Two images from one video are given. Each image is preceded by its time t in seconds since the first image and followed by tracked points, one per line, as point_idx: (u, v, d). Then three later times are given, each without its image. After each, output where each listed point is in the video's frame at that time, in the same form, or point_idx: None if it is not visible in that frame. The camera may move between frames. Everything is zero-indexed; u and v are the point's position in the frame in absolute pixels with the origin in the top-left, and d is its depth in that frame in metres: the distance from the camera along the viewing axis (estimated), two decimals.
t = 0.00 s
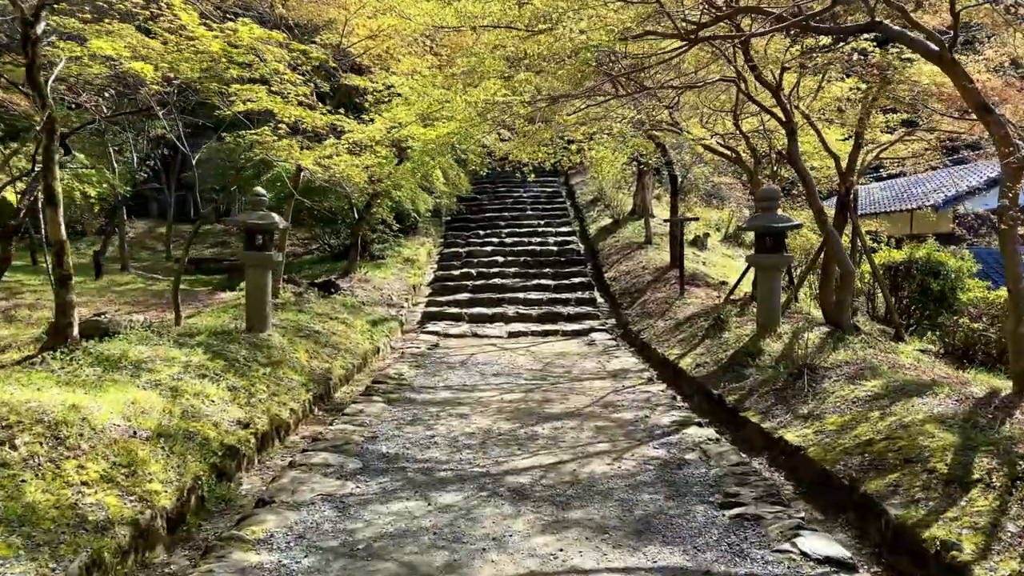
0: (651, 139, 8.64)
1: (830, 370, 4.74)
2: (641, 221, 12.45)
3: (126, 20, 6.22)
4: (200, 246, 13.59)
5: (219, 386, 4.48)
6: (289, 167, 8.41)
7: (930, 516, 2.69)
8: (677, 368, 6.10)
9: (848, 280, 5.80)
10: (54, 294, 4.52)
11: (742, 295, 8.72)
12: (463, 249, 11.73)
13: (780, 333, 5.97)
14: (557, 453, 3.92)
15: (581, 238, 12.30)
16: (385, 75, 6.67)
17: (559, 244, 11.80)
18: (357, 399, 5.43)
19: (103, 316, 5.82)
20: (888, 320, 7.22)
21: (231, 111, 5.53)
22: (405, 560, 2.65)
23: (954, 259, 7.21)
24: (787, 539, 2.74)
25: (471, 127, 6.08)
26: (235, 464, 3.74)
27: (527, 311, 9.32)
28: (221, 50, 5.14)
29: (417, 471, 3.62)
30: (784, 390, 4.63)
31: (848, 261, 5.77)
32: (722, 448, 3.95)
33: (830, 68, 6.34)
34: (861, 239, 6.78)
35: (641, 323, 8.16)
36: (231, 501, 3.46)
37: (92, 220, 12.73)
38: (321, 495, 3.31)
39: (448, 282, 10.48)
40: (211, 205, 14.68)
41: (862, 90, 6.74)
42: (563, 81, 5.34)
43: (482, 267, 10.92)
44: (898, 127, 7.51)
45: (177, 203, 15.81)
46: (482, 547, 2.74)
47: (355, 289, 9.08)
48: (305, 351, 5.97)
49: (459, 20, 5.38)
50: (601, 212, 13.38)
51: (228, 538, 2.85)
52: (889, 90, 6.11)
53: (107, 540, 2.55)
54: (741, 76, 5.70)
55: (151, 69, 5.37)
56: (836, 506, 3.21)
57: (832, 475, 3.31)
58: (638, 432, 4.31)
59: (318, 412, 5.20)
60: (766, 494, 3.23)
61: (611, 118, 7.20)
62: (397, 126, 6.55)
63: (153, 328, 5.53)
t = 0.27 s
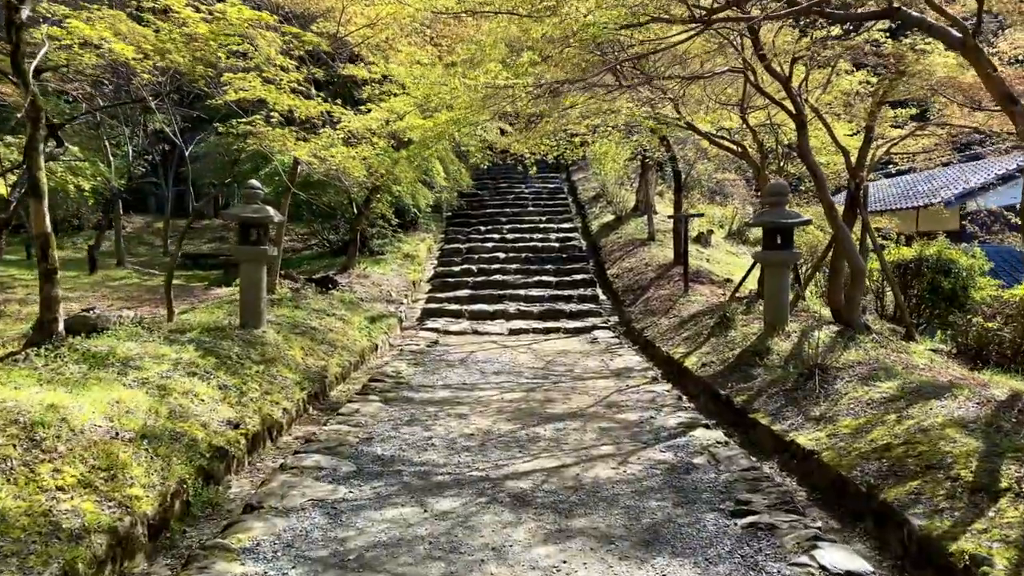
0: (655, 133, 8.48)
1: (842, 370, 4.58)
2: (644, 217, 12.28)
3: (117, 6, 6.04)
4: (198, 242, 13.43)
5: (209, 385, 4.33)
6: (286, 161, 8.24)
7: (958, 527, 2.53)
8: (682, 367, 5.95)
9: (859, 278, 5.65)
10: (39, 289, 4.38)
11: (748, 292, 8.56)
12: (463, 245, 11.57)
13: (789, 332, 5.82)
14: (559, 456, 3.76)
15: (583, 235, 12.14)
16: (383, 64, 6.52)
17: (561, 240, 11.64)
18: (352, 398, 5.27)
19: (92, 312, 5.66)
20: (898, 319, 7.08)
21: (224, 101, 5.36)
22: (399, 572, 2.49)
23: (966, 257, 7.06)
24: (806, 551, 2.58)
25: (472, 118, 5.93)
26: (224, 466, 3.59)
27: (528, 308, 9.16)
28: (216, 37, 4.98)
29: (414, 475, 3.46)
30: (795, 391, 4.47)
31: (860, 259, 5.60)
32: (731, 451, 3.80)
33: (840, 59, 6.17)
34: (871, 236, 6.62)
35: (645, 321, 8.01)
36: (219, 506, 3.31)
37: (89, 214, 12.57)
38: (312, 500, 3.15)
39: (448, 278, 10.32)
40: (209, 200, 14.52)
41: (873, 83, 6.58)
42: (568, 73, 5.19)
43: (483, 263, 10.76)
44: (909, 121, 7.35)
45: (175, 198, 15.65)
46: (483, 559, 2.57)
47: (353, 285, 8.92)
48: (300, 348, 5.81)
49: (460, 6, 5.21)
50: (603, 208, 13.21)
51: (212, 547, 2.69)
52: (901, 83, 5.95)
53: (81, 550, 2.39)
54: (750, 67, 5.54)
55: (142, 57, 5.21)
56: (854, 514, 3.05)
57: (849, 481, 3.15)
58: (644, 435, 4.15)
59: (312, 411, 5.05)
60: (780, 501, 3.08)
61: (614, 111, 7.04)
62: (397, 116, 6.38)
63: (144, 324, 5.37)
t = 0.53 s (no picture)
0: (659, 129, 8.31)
1: (856, 374, 4.41)
2: (647, 215, 12.12)
3: None
4: (194, 238, 13.26)
5: (198, 387, 4.16)
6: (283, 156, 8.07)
7: (990, 546, 2.37)
8: (688, 369, 5.79)
9: (871, 278, 5.49)
10: (22, 287, 4.22)
11: (753, 292, 8.39)
12: (464, 243, 11.40)
13: (798, 333, 5.66)
14: (563, 464, 3.60)
15: (585, 232, 11.97)
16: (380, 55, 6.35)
17: (563, 238, 11.48)
18: (348, 400, 5.11)
19: (80, 311, 5.50)
20: (907, 320, 6.93)
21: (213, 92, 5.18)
22: None
23: (978, 257, 6.90)
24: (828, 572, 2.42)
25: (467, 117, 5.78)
26: (211, 474, 3.43)
27: (530, 307, 9.00)
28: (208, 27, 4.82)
29: (410, 485, 3.30)
30: (806, 396, 4.31)
31: (871, 259, 5.44)
32: (743, 459, 3.63)
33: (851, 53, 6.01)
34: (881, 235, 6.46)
35: (649, 320, 7.84)
36: (205, 516, 3.15)
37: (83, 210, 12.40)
38: (303, 512, 2.99)
39: (448, 276, 10.16)
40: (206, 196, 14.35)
41: (885, 77, 6.41)
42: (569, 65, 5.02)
43: (483, 261, 10.60)
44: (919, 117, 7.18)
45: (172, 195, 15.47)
46: None
47: (351, 283, 8.76)
48: (295, 348, 5.65)
49: None
50: (605, 205, 13.04)
51: (195, 564, 2.53)
52: (914, 77, 5.79)
53: (52, 569, 2.23)
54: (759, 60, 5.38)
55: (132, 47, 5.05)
56: (874, 528, 2.89)
57: (868, 494, 2.99)
58: (650, 441, 3.99)
59: (306, 414, 4.88)
60: (797, 515, 2.92)
61: (618, 105, 6.86)
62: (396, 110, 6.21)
63: (134, 323, 5.20)
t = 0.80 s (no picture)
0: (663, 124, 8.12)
1: (869, 378, 4.23)
2: (649, 213, 11.93)
3: None
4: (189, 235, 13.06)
5: (181, 390, 3.97)
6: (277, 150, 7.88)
7: None
8: (692, 371, 5.61)
9: (882, 278, 5.31)
10: None
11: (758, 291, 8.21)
12: (462, 240, 11.21)
13: (807, 335, 5.48)
14: (564, 473, 3.41)
15: (586, 230, 11.78)
16: (374, 46, 6.17)
17: (563, 236, 11.29)
18: (340, 403, 4.92)
19: (63, 309, 5.31)
20: (916, 321, 6.76)
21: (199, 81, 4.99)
22: None
23: (991, 256, 6.72)
24: None
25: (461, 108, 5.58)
26: (192, 484, 3.24)
27: (529, 306, 8.81)
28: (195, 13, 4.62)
29: (402, 496, 3.12)
30: (818, 401, 4.12)
31: (883, 258, 5.26)
32: (754, 469, 3.45)
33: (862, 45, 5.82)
34: (891, 233, 6.28)
35: (652, 320, 7.66)
36: (184, 530, 2.96)
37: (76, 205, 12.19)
38: (286, 526, 2.81)
39: (447, 274, 9.97)
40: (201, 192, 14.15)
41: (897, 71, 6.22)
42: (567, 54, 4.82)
43: (483, 259, 10.41)
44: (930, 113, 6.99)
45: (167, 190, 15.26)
46: None
47: (347, 280, 8.57)
48: (287, 348, 5.46)
49: None
50: (606, 203, 12.85)
51: None
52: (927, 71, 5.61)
53: None
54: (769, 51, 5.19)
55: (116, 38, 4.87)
56: (897, 547, 2.71)
57: (889, 509, 2.80)
58: (656, 449, 3.81)
59: (297, 418, 4.69)
60: (814, 532, 2.73)
61: (622, 98, 6.67)
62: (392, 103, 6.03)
63: (118, 322, 5.01)
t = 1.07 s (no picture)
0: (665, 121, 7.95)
1: (883, 383, 4.06)
2: (651, 212, 11.76)
3: None
4: (185, 233, 12.90)
5: (166, 395, 3.81)
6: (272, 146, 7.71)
7: None
8: (697, 374, 5.45)
9: (893, 279, 5.14)
10: None
11: (763, 292, 8.04)
12: (461, 239, 11.04)
13: (814, 337, 5.31)
14: (565, 485, 3.25)
15: (586, 229, 11.61)
16: (368, 39, 6.00)
17: (564, 234, 11.12)
18: (333, 407, 4.76)
19: (48, 310, 5.15)
20: (926, 322, 6.59)
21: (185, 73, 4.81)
22: None
23: (1002, 256, 6.56)
24: None
25: (457, 102, 5.42)
26: (173, 496, 3.08)
27: (529, 306, 8.65)
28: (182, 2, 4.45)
29: (395, 510, 2.95)
30: (830, 408, 3.96)
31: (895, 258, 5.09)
32: (765, 481, 3.28)
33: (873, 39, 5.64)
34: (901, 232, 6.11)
35: (654, 320, 7.49)
36: (162, 547, 2.80)
37: (70, 203, 12.02)
38: (270, 543, 2.64)
39: (445, 273, 9.80)
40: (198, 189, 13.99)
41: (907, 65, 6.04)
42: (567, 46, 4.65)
43: (482, 258, 10.25)
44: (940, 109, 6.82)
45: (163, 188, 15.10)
46: None
47: (343, 280, 8.41)
48: (279, 350, 5.30)
49: None
50: (607, 201, 12.68)
51: None
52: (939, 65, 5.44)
53: None
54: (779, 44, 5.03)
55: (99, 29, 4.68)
56: (921, 568, 2.54)
57: (911, 526, 2.63)
58: (662, 458, 3.64)
59: (288, 423, 4.53)
60: (832, 551, 2.57)
61: (625, 93, 6.50)
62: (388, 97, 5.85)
63: (104, 324, 4.85)
